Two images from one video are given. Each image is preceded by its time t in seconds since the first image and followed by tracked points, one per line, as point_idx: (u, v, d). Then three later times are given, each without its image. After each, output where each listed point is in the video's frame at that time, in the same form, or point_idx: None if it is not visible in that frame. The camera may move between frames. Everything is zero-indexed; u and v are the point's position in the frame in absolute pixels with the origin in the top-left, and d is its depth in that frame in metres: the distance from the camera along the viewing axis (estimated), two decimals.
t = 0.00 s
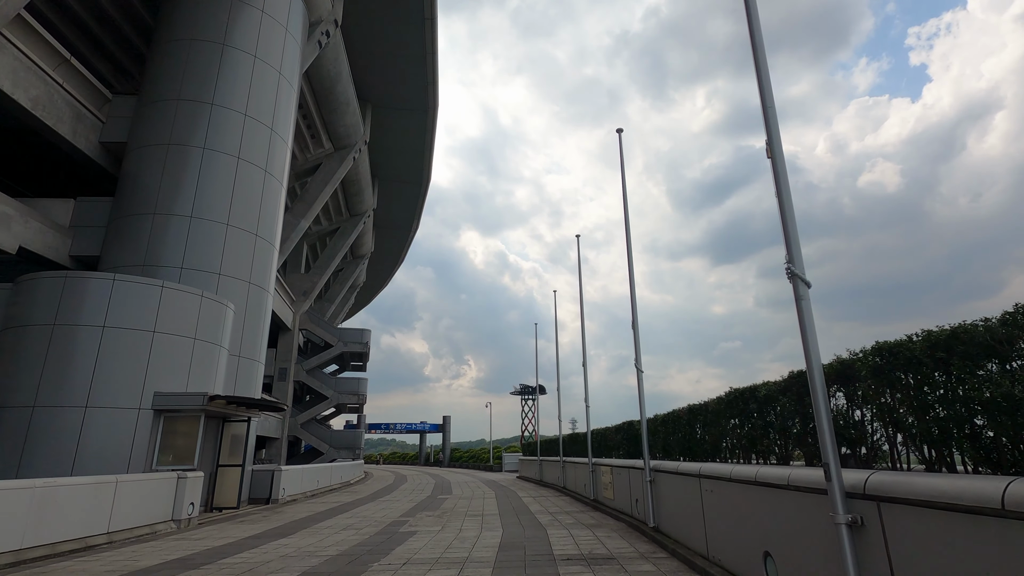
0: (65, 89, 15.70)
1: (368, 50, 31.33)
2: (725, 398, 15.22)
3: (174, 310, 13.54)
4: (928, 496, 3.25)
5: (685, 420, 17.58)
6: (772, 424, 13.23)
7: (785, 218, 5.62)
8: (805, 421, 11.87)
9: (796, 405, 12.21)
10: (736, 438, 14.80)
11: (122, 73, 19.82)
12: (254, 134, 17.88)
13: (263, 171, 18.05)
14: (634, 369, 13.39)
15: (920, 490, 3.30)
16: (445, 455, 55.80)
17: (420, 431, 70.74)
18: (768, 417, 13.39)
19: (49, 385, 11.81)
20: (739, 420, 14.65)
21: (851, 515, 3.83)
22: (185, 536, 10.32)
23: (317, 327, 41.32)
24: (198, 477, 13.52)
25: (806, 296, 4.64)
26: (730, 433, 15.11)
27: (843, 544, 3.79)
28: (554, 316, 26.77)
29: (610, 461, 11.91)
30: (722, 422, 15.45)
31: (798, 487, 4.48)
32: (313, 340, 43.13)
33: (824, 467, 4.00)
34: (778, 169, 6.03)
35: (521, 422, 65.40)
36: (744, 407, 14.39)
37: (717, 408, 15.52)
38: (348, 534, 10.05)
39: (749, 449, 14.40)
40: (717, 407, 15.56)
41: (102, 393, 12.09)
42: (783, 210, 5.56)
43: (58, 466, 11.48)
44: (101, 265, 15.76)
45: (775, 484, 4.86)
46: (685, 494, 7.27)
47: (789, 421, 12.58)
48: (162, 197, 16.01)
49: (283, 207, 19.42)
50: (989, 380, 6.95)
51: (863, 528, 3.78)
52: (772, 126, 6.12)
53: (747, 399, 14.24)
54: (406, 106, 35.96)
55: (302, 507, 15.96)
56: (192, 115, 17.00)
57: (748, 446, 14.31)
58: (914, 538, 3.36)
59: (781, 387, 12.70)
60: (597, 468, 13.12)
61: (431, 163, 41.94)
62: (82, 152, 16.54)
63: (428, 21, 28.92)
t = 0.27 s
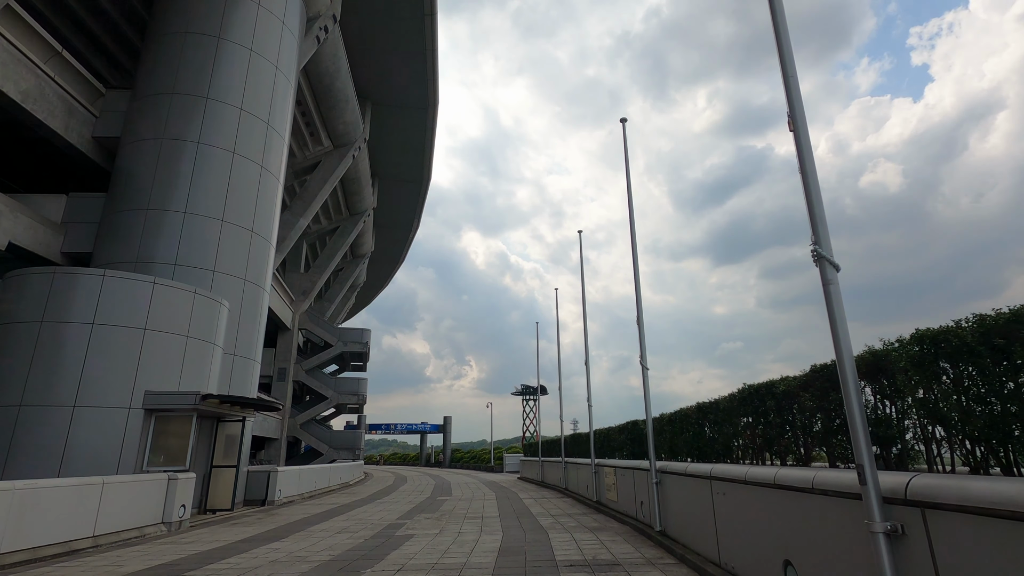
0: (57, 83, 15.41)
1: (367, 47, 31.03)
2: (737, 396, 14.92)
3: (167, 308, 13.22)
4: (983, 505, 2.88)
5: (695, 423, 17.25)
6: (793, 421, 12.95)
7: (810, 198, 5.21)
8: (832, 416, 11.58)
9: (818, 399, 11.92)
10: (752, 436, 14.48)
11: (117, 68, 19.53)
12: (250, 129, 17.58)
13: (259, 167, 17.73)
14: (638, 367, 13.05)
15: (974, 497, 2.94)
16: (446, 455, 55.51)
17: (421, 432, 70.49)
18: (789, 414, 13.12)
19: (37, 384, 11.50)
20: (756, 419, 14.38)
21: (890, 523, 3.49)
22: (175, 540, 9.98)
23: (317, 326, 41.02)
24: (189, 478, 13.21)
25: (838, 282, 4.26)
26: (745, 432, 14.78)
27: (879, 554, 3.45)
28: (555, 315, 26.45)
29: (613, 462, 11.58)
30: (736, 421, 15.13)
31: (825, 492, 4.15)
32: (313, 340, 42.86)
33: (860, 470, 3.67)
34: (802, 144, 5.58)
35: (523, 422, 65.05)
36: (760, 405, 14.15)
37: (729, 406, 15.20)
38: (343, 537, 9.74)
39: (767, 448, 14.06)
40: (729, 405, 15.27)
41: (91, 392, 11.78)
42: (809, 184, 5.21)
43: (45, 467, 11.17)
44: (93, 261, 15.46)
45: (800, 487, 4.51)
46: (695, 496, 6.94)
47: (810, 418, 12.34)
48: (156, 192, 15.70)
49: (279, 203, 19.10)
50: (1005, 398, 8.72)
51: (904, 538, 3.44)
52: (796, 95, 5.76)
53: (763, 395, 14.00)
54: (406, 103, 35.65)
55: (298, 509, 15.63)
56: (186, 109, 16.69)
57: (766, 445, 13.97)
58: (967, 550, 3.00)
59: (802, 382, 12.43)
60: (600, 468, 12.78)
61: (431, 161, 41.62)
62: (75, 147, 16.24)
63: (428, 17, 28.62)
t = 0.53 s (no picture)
0: (47, 75, 15.06)
1: (367, 43, 30.71)
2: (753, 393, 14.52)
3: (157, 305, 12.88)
4: None
5: (706, 421, 16.84)
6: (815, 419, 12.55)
7: (843, 174, 4.78)
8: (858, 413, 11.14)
9: (843, 394, 11.50)
10: (769, 435, 14.09)
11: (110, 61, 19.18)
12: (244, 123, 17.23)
13: (254, 162, 17.38)
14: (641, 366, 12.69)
15: None
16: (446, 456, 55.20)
17: (421, 432, 70.20)
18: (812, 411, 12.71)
19: (23, 382, 11.17)
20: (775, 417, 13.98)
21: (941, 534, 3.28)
22: (162, 545, 9.62)
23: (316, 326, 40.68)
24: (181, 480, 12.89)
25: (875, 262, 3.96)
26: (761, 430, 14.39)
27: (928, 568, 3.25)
28: (556, 314, 26.08)
29: (617, 463, 11.22)
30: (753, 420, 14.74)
31: (857, 498, 4.11)
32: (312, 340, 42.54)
33: (903, 475, 3.49)
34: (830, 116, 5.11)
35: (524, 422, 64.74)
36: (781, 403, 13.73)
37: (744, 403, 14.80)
38: (336, 542, 9.37)
39: (785, 447, 13.67)
40: (744, 403, 14.86)
41: (79, 391, 11.45)
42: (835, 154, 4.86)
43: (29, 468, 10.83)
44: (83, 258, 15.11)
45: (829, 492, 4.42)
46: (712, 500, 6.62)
47: (833, 416, 11.99)
48: (147, 187, 15.35)
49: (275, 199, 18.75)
50: None
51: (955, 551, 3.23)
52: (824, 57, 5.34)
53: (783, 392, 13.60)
54: (405, 101, 35.34)
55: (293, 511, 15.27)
56: (179, 102, 16.34)
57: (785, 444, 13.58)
58: None
59: (826, 377, 12.02)
60: (602, 470, 12.43)
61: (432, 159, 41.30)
62: (65, 141, 15.90)
63: (428, 12, 28.29)
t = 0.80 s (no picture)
0: (38, 65, 14.75)
1: (366, 39, 30.41)
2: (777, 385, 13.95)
3: (150, 300, 12.56)
4: None
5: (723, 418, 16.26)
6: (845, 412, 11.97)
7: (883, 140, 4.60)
8: (892, 404, 10.54)
9: (875, 384, 10.92)
10: (794, 431, 13.51)
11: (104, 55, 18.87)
12: (240, 116, 16.90)
13: (250, 155, 17.06)
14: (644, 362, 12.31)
15: None
16: (447, 456, 54.94)
17: (422, 432, 69.84)
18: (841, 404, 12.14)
19: (9, 379, 10.87)
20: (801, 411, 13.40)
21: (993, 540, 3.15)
22: (150, 547, 9.27)
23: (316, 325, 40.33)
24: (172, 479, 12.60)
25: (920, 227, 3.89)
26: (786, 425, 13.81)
27: None
28: (558, 311, 25.67)
29: (621, 463, 10.85)
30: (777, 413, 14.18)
31: (897, 498, 3.92)
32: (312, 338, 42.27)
33: (961, 473, 3.34)
34: (873, 84, 4.68)
35: (526, 422, 64.40)
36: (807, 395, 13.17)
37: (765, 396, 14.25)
38: (329, 545, 8.99)
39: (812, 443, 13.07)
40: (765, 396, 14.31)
41: (66, 388, 11.13)
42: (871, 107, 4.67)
43: (15, 467, 10.53)
44: (75, 253, 14.79)
45: (864, 494, 4.25)
46: (727, 501, 6.26)
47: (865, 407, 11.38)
48: (140, 180, 15.01)
49: (271, 193, 18.42)
50: None
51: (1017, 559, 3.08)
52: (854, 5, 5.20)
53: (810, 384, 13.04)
54: (405, 97, 35.03)
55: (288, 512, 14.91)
56: (173, 94, 16.02)
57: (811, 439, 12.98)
58: None
59: (856, 368, 11.44)
60: (606, 469, 12.06)
61: (432, 157, 40.99)
62: (57, 134, 15.59)
63: (428, 7, 27.98)
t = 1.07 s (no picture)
0: (28, 58, 14.43)
1: (364, 34, 30.05)
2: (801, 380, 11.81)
3: (140, 297, 12.21)
4: None
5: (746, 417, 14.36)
6: (880, 413, 9.76)
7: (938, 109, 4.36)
8: (932, 404, 8.35)
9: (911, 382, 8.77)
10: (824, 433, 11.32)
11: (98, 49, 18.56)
12: (235, 109, 16.55)
13: (246, 150, 16.72)
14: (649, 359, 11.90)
15: None
16: (448, 456, 54.58)
17: (423, 433, 69.46)
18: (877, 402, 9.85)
19: None
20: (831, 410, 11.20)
21: None
22: (137, 553, 8.91)
23: (316, 324, 39.99)
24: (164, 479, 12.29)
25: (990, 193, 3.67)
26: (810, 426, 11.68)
27: None
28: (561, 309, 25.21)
29: (626, 464, 10.45)
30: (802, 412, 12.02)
31: (952, 511, 3.49)
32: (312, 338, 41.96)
33: None
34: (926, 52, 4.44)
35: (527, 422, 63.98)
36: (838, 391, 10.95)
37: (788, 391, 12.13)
38: (322, 551, 8.62)
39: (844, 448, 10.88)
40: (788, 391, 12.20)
41: (53, 388, 10.78)
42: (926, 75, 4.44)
43: None
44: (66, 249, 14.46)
45: (909, 503, 3.85)
46: (744, 507, 5.86)
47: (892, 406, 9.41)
48: (133, 174, 14.68)
49: (268, 189, 18.07)
50: None
51: None
52: None
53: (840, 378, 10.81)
54: (404, 94, 34.66)
55: (283, 515, 14.53)
56: (167, 87, 15.68)
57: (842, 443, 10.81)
58: None
59: (894, 360, 9.16)
60: (610, 471, 11.67)
61: (432, 154, 40.61)
62: (48, 128, 15.27)
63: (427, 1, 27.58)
